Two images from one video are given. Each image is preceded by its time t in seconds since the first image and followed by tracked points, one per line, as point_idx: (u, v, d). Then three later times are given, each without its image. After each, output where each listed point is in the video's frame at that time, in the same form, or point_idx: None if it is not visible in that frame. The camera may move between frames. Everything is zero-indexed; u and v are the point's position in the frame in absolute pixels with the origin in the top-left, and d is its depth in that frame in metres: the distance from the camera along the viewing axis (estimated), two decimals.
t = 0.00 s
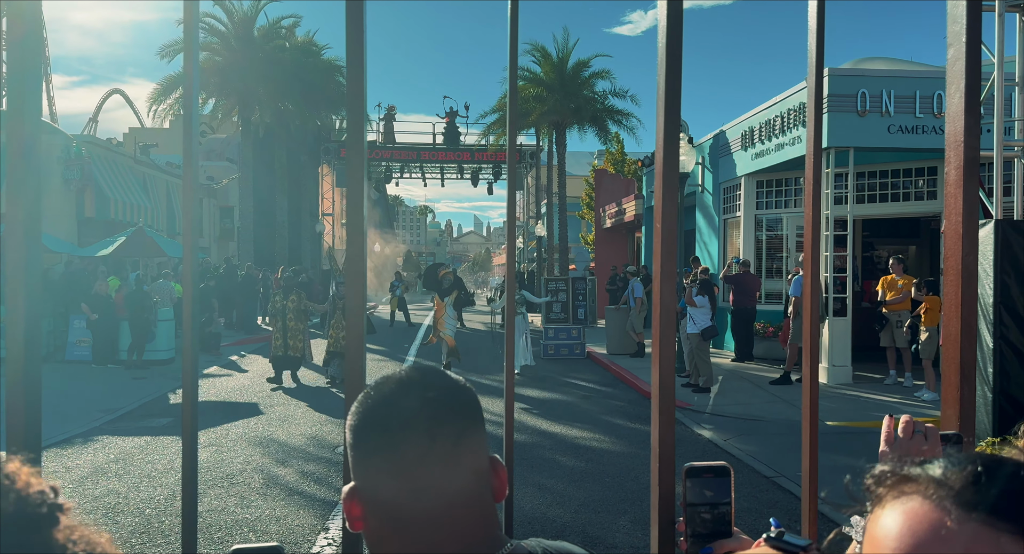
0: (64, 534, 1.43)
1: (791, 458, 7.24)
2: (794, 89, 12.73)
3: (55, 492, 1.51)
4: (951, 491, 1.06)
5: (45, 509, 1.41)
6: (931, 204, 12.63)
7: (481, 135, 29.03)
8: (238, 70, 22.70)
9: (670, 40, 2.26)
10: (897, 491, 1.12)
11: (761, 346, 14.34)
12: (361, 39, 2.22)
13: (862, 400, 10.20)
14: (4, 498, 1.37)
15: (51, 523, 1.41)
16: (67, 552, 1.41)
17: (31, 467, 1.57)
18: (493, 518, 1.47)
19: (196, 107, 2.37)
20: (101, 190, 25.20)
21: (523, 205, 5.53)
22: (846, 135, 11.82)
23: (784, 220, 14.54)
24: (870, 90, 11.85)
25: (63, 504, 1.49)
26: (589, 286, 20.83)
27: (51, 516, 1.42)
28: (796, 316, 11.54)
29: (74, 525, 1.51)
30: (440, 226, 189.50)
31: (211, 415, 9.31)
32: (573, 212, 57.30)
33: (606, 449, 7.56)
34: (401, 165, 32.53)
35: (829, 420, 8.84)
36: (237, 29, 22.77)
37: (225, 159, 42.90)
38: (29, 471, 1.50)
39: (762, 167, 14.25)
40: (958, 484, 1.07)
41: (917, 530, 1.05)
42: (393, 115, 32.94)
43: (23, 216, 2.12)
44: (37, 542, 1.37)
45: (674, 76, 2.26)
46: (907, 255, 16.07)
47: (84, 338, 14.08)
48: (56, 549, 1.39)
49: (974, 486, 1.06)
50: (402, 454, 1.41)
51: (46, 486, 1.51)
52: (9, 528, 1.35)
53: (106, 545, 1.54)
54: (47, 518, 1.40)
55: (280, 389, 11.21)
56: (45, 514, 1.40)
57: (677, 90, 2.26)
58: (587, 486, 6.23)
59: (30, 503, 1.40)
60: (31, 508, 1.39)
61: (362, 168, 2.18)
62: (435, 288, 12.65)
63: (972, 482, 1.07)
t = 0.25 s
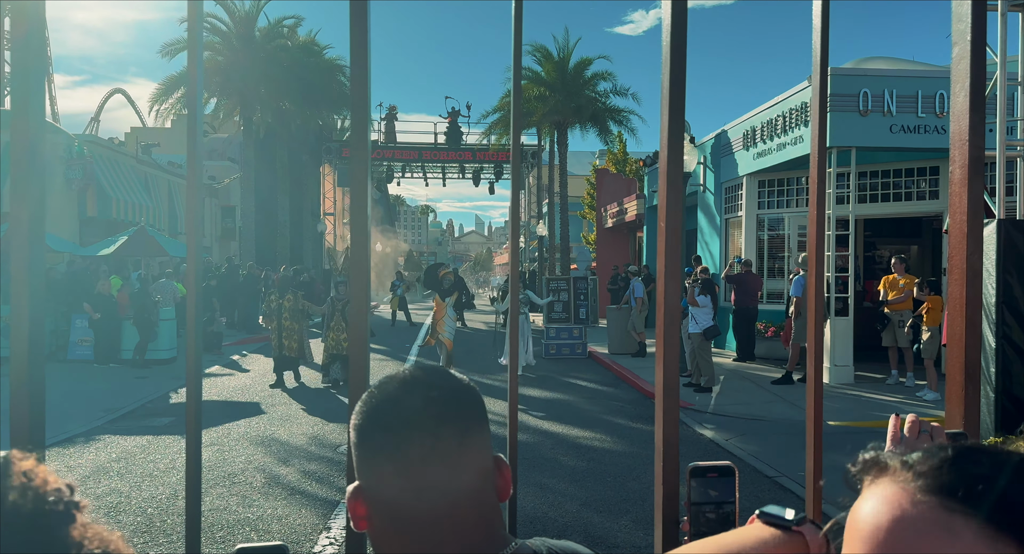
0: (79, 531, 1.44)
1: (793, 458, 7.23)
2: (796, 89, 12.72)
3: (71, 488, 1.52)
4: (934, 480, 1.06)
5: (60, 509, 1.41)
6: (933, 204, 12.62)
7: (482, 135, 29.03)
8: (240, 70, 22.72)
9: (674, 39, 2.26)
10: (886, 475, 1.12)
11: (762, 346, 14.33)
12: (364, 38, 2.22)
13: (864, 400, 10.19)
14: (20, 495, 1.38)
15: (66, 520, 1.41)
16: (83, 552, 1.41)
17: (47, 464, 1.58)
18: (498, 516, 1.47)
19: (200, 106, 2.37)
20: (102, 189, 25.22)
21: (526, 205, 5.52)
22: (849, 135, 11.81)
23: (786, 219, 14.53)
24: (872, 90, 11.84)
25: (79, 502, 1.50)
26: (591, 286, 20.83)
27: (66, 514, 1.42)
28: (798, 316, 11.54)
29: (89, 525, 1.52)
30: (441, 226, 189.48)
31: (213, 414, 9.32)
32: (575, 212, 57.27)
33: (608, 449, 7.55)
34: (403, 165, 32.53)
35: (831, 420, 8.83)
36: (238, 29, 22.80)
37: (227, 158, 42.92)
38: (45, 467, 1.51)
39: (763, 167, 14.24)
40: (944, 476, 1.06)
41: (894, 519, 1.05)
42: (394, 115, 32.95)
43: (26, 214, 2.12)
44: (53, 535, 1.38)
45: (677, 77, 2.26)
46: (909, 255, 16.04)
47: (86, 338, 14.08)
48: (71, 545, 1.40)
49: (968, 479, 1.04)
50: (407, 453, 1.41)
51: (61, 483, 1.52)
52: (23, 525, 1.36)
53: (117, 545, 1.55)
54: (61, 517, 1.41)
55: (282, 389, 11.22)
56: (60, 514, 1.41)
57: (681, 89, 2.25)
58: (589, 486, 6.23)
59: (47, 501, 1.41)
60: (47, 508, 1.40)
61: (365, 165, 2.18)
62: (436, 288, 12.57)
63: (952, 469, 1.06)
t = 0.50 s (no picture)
0: (86, 532, 1.44)
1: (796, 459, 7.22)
2: (798, 89, 12.71)
3: (80, 486, 1.52)
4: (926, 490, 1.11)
5: (70, 509, 1.41)
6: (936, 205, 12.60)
7: (484, 135, 29.03)
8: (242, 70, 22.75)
9: (678, 40, 2.25)
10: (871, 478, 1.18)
11: (765, 347, 14.32)
12: (368, 38, 2.22)
13: (867, 401, 10.18)
14: (32, 494, 1.37)
15: (75, 521, 1.41)
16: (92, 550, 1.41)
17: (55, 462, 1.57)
18: (501, 517, 1.47)
19: (203, 107, 2.37)
20: (105, 189, 25.25)
21: (528, 206, 5.52)
22: (851, 135, 11.79)
23: (788, 220, 14.52)
24: (874, 90, 11.83)
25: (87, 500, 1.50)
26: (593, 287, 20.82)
27: (74, 514, 1.42)
28: (800, 316, 11.53)
29: (96, 525, 1.51)
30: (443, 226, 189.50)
31: (215, 414, 9.32)
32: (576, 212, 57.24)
33: (610, 450, 7.55)
34: (405, 165, 32.54)
35: (834, 420, 8.82)
36: (241, 30, 22.85)
37: (229, 159, 42.96)
38: (54, 465, 1.51)
39: (766, 167, 14.23)
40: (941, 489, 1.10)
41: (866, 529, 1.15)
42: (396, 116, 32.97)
43: (30, 215, 2.12)
44: (63, 536, 1.37)
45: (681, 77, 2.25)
46: (911, 255, 16.03)
47: (88, 338, 14.08)
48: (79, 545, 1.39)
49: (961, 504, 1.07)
50: (411, 454, 1.40)
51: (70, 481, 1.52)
52: (34, 523, 1.35)
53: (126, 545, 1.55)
54: (69, 518, 1.40)
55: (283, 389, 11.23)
56: (68, 515, 1.40)
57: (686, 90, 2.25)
58: (591, 486, 6.22)
59: (57, 501, 1.40)
60: (57, 510, 1.39)
61: (370, 167, 2.18)
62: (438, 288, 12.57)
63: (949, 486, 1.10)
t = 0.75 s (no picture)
0: (86, 534, 1.44)
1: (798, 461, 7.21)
2: (801, 90, 12.70)
3: (80, 489, 1.52)
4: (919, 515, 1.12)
5: (72, 512, 1.42)
6: (939, 206, 12.58)
7: (486, 136, 29.06)
8: (245, 71, 22.79)
9: (682, 42, 2.25)
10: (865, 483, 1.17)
11: (767, 348, 14.30)
12: (372, 37, 2.22)
13: (869, 402, 10.16)
14: (36, 495, 1.38)
15: (74, 524, 1.42)
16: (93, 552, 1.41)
17: (56, 465, 1.58)
18: (503, 520, 1.47)
19: (207, 108, 2.37)
20: (108, 190, 25.31)
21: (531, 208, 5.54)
22: (854, 136, 11.77)
23: (790, 221, 14.49)
24: (877, 91, 11.81)
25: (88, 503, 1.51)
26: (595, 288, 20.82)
27: (74, 516, 1.42)
28: (803, 318, 11.52)
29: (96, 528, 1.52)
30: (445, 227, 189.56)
31: (217, 415, 9.33)
32: (579, 213, 57.20)
33: (612, 451, 7.55)
34: (407, 166, 32.57)
35: (836, 422, 8.81)
36: (244, 31, 22.92)
37: (231, 160, 43.01)
38: (54, 467, 1.52)
39: (768, 168, 14.22)
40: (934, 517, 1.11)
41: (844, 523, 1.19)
42: (399, 117, 33.00)
43: (34, 215, 2.12)
44: (64, 537, 1.38)
45: (685, 79, 2.25)
46: (914, 257, 16.01)
47: (91, 338, 14.10)
48: (78, 545, 1.40)
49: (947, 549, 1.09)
50: (413, 459, 1.40)
51: (72, 483, 1.53)
52: (35, 525, 1.36)
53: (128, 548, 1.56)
54: (68, 521, 1.41)
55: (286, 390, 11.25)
56: (69, 518, 1.41)
57: (689, 92, 2.25)
58: (593, 488, 6.22)
59: (58, 504, 1.41)
60: (59, 512, 1.40)
61: (372, 168, 2.18)
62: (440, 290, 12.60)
63: (941, 519, 1.10)
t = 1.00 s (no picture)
0: (87, 536, 1.44)
1: (801, 463, 7.21)
2: (805, 92, 12.69)
3: (83, 490, 1.53)
4: (898, 506, 1.16)
5: (74, 515, 1.42)
6: (943, 208, 12.56)
7: (490, 138, 29.06)
8: (248, 72, 22.84)
9: (685, 44, 2.25)
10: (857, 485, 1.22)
11: (770, 350, 14.29)
12: (375, 40, 2.23)
13: (872, 404, 10.15)
14: (39, 497, 1.39)
15: (75, 526, 1.42)
16: None
17: (58, 467, 1.59)
18: (507, 522, 1.47)
19: (211, 109, 2.38)
20: (111, 191, 25.36)
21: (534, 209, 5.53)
22: (857, 138, 11.76)
23: (793, 223, 14.49)
24: (880, 93, 11.80)
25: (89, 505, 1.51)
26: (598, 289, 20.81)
27: (75, 519, 1.42)
28: (806, 320, 11.51)
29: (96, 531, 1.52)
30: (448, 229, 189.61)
31: (221, 416, 9.34)
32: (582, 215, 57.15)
33: (615, 453, 7.55)
34: (410, 167, 32.60)
35: (839, 424, 8.80)
36: (247, 32, 22.97)
37: (235, 161, 43.05)
38: (56, 469, 1.52)
39: (771, 170, 14.21)
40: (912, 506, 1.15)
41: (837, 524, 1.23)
42: (402, 118, 33.04)
43: (38, 216, 2.12)
44: (66, 539, 1.38)
45: (689, 81, 2.25)
46: (918, 259, 15.98)
47: (95, 339, 14.13)
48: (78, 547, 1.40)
49: (925, 540, 1.13)
50: (416, 462, 1.41)
51: (73, 484, 1.54)
52: (37, 526, 1.36)
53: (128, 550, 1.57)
54: (70, 522, 1.41)
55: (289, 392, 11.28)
56: (69, 520, 1.41)
57: (692, 94, 2.25)
58: (596, 490, 6.23)
59: (60, 507, 1.41)
60: (61, 515, 1.40)
61: (377, 168, 2.18)
62: (443, 291, 12.60)
63: (917, 508, 1.15)
